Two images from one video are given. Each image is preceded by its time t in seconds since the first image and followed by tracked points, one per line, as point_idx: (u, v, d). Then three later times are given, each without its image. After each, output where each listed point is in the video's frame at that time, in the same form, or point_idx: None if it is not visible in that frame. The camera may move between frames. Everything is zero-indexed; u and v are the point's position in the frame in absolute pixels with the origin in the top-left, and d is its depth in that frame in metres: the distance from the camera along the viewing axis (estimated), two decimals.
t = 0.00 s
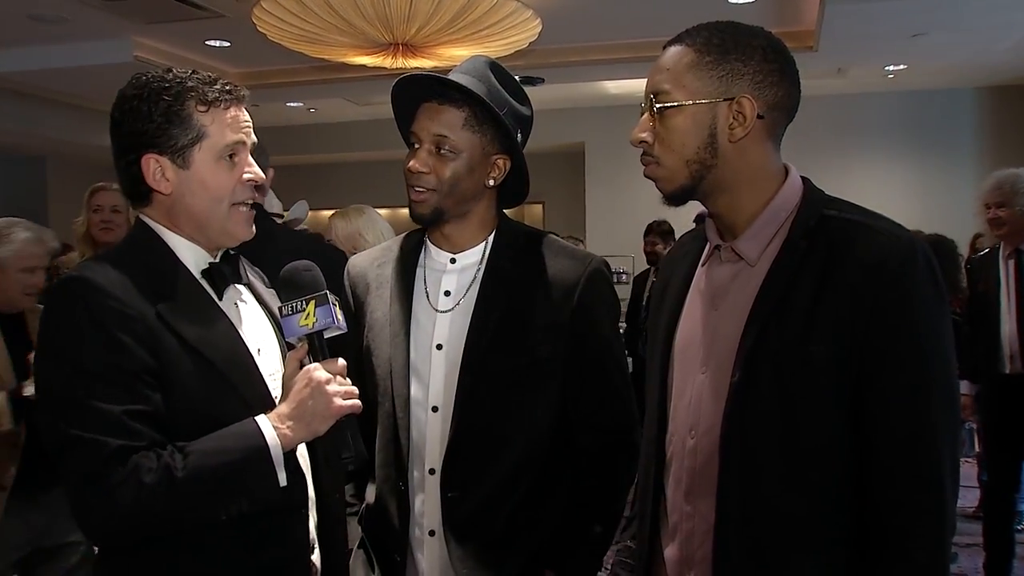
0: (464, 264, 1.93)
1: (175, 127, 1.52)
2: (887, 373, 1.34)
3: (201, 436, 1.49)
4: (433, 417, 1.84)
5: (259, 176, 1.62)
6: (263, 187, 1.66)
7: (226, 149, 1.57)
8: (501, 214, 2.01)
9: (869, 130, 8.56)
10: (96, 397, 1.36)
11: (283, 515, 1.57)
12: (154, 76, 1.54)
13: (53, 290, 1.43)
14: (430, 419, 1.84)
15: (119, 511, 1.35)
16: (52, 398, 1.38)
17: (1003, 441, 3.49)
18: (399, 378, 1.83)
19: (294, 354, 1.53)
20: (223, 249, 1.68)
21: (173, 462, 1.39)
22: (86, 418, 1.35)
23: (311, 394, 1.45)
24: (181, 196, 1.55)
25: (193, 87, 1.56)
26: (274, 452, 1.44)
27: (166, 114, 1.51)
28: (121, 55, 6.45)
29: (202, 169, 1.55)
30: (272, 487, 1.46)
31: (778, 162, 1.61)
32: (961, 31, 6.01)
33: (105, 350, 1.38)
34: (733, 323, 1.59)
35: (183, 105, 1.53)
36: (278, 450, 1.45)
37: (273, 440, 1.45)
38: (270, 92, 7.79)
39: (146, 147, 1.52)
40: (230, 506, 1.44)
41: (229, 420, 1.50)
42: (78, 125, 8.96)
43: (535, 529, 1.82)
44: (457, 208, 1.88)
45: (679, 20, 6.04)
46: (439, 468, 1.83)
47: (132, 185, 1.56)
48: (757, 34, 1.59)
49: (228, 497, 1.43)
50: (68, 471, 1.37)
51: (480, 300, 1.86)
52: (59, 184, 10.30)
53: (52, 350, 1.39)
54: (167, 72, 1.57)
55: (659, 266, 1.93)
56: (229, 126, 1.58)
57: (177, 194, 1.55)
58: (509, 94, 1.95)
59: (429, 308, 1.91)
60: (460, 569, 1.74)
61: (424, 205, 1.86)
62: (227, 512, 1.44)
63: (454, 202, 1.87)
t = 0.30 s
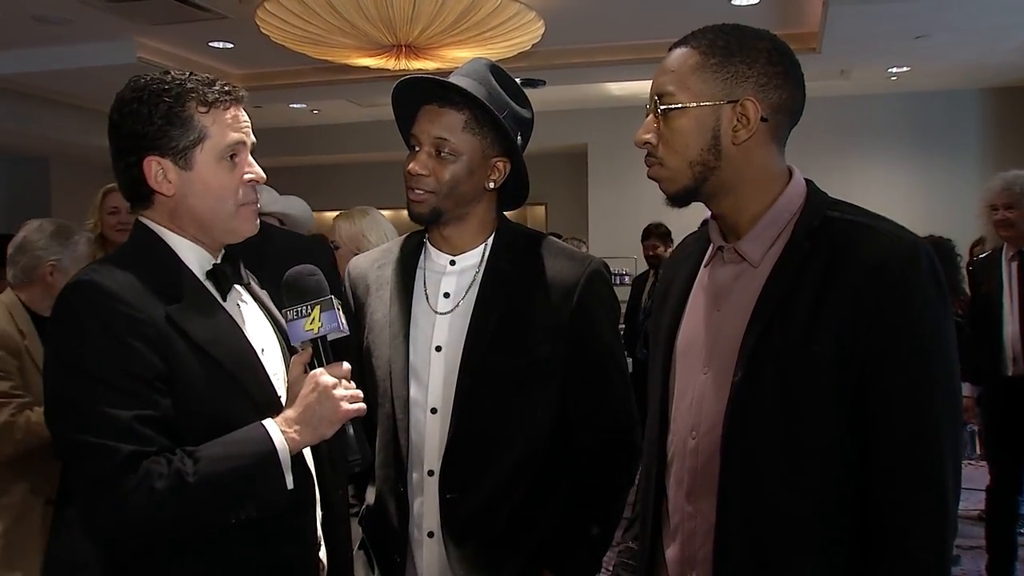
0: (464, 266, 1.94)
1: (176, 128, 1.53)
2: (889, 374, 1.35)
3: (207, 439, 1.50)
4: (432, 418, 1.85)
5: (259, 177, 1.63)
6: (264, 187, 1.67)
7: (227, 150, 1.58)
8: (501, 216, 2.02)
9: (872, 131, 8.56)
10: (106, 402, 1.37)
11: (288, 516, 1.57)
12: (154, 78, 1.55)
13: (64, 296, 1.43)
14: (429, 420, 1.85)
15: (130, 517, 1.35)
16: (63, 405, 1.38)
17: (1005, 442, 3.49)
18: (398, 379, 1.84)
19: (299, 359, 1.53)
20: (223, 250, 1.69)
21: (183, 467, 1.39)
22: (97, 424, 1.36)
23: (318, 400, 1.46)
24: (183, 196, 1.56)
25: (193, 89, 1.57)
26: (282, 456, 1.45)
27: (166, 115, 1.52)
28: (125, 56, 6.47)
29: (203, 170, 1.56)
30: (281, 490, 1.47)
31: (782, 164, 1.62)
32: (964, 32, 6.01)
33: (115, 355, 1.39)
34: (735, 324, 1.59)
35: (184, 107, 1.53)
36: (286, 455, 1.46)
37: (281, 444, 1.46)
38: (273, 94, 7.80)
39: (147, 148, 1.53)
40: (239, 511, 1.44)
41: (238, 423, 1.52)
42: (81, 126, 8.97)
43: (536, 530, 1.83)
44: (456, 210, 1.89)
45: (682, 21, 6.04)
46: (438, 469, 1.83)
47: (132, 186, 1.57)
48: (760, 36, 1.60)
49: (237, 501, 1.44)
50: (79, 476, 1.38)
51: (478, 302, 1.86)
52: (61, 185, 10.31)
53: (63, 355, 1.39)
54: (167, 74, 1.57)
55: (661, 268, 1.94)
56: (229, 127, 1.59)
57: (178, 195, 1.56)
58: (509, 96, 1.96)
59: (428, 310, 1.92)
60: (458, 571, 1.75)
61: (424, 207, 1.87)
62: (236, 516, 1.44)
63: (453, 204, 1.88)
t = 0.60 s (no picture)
0: (462, 266, 1.94)
1: (179, 128, 1.53)
2: (888, 373, 1.36)
3: (211, 437, 1.51)
4: (429, 419, 1.85)
5: (263, 179, 1.62)
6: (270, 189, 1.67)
7: (231, 151, 1.58)
8: (500, 216, 2.02)
9: (873, 132, 8.56)
10: (111, 400, 1.37)
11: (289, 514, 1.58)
12: (162, 78, 1.56)
13: (69, 296, 1.44)
14: (427, 421, 1.86)
15: (135, 515, 1.36)
16: (69, 404, 1.39)
17: (1005, 442, 3.50)
18: (396, 380, 1.84)
19: (302, 356, 1.56)
20: (231, 250, 1.70)
21: (188, 464, 1.40)
22: (103, 422, 1.37)
23: (320, 396, 1.46)
24: (185, 197, 1.57)
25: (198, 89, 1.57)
26: (285, 453, 1.46)
27: (170, 115, 1.53)
28: (125, 57, 6.48)
29: (205, 170, 1.56)
30: (284, 488, 1.48)
31: (781, 165, 1.62)
32: (964, 33, 6.01)
33: (121, 353, 1.40)
34: (734, 325, 1.60)
35: (187, 107, 1.54)
36: (290, 451, 1.47)
37: (284, 440, 1.46)
38: (273, 94, 7.81)
39: (152, 148, 1.55)
40: (243, 508, 1.45)
41: (240, 421, 1.52)
42: (81, 126, 8.99)
43: (535, 530, 1.83)
44: (454, 211, 1.89)
45: (682, 22, 6.05)
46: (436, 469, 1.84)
47: (138, 185, 1.59)
48: (760, 37, 1.60)
49: (241, 499, 1.44)
50: (84, 475, 1.38)
51: (476, 303, 1.87)
52: (62, 185, 10.32)
53: (68, 354, 1.40)
54: (176, 74, 1.59)
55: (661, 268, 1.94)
56: (234, 127, 1.58)
57: (180, 195, 1.57)
58: (509, 98, 1.97)
59: (426, 310, 1.93)
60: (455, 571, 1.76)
61: (421, 208, 1.88)
62: (240, 514, 1.45)
63: (451, 206, 1.88)
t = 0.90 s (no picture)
0: (462, 267, 1.95)
1: (188, 132, 1.54)
2: (887, 373, 1.36)
3: (214, 439, 1.51)
4: (429, 420, 1.86)
5: (270, 185, 1.62)
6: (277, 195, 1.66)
7: (238, 156, 1.58)
8: (500, 217, 2.02)
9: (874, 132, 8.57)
10: (115, 403, 1.38)
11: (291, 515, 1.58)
12: (173, 82, 1.57)
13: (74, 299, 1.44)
14: (427, 422, 1.86)
15: (139, 517, 1.36)
16: (73, 406, 1.39)
17: (1007, 443, 3.50)
18: (396, 381, 1.85)
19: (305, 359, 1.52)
20: (236, 255, 1.70)
21: (191, 466, 1.40)
22: (107, 425, 1.37)
23: (323, 398, 1.46)
24: (190, 200, 1.57)
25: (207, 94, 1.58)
26: (288, 454, 1.46)
27: (179, 118, 1.54)
28: (127, 58, 6.50)
29: (211, 174, 1.56)
30: (287, 488, 1.48)
31: (782, 166, 1.62)
32: (966, 34, 6.01)
33: (125, 356, 1.40)
34: (735, 325, 1.60)
35: (195, 111, 1.55)
36: (293, 453, 1.47)
37: (287, 442, 1.47)
38: (275, 96, 7.82)
39: (160, 151, 1.55)
40: (246, 509, 1.45)
41: (244, 422, 1.53)
42: (84, 128, 9.00)
43: (534, 531, 1.83)
44: (455, 212, 1.90)
45: (684, 23, 6.05)
46: (434, 471, 1.84)
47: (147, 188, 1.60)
48: (762, 38, 1.61)
49: (245, 500, 1.44)
50: (89, 476, 1.38)
51: (476, 303, 1.87)
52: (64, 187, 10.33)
53: (73, 357, 1.41)
54: (186, 78, 1.60)
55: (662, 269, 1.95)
56: (241, 132, 1.59)
57: (186, 199, 1.57)
58: (510, 100, 1.97)
59: (426, 311, 1.93)
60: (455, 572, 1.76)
61: (422, 208, 1.88)
62: (244, 515, 1.45)
63: (452, 206, 1.89)
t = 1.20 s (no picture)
0: (463, 266, 1.94)
1: (182, 134, 1.54)
2: (888, 373, 1.36)
3: (217, 442, 1.51)
4: (429, 420, 1.86)
5: (264, 190, 1.62)
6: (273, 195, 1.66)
7: (234, 156, 1.58)
8: (501, 216, 2.02)
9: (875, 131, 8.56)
10: (116, 409, 1.37)
11: (292, 516, 1.57)
12: (168, 83, 1.57)
13: (76, 302, 1.44)
14: (427, 422, 1.86)
15: (140, 523, 1.37)
16: (75, 410, 1.39)
17: (1008, 442, 3.50)
18: (396, 381, 1.84)
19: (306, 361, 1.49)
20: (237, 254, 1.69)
21: (192, 473, 1.40)
22: (108, 431, 1.37)
23: (324, 404, 1.45)
24: (185, 202, 1.57)
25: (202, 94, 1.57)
26: (290, 460, 1.45)
27: (174, 120, 1.54)
28: (127, 58, 6.49)
29: (206, 175, 1.56)
30: (288, 494, 1.47)
31: (783, 165, 1.62)
32: (967, 33, 6.00)
33: (126, 362, 1.40)
34: (737, 325, 1.60)
35: (187, 111, 1.54)
36: (294, 457, 1.46)
37: (288, 447, 1.46)
38: (275, 95, 7.81)
39: (155, 154, 1.55)
40: (248, 515, 1.45)
41: (248, 426, 1.52)
42: (84, 128, 8.99)
43: (534, 532, 1.82)
44: (458, 211, 1.90)
45: (685, 22, 6.04)
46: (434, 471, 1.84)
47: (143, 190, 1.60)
48: (761, 38, 1.60)
49: (247, 506, 1.44)
50: (91, 480, 1.39)
51: (476, 301, 1.87)
52: (65, 186, 10.34)
53: (75, 362, 1.40)
54: (182, 78, 1.59)
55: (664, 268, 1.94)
56: (235, 131, 1.58)
57: (182, 201, 1.57)
58: (513, 98, 1.96)
59: (427, 310, 1.93)
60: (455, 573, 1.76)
61: (425, 206, 1.88)
62: (245, 520, 1.45)
63: (455, 205, 1.88)
